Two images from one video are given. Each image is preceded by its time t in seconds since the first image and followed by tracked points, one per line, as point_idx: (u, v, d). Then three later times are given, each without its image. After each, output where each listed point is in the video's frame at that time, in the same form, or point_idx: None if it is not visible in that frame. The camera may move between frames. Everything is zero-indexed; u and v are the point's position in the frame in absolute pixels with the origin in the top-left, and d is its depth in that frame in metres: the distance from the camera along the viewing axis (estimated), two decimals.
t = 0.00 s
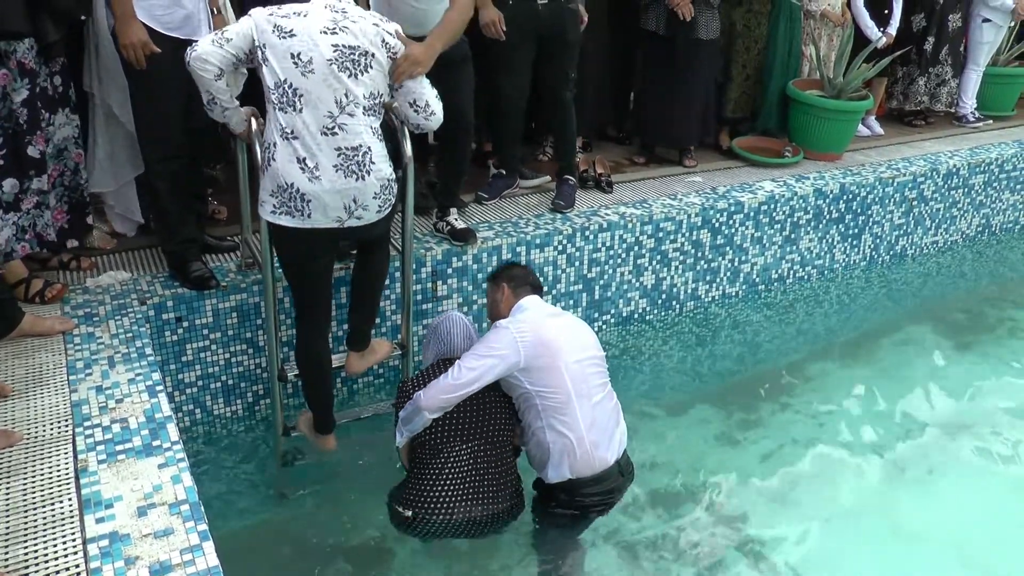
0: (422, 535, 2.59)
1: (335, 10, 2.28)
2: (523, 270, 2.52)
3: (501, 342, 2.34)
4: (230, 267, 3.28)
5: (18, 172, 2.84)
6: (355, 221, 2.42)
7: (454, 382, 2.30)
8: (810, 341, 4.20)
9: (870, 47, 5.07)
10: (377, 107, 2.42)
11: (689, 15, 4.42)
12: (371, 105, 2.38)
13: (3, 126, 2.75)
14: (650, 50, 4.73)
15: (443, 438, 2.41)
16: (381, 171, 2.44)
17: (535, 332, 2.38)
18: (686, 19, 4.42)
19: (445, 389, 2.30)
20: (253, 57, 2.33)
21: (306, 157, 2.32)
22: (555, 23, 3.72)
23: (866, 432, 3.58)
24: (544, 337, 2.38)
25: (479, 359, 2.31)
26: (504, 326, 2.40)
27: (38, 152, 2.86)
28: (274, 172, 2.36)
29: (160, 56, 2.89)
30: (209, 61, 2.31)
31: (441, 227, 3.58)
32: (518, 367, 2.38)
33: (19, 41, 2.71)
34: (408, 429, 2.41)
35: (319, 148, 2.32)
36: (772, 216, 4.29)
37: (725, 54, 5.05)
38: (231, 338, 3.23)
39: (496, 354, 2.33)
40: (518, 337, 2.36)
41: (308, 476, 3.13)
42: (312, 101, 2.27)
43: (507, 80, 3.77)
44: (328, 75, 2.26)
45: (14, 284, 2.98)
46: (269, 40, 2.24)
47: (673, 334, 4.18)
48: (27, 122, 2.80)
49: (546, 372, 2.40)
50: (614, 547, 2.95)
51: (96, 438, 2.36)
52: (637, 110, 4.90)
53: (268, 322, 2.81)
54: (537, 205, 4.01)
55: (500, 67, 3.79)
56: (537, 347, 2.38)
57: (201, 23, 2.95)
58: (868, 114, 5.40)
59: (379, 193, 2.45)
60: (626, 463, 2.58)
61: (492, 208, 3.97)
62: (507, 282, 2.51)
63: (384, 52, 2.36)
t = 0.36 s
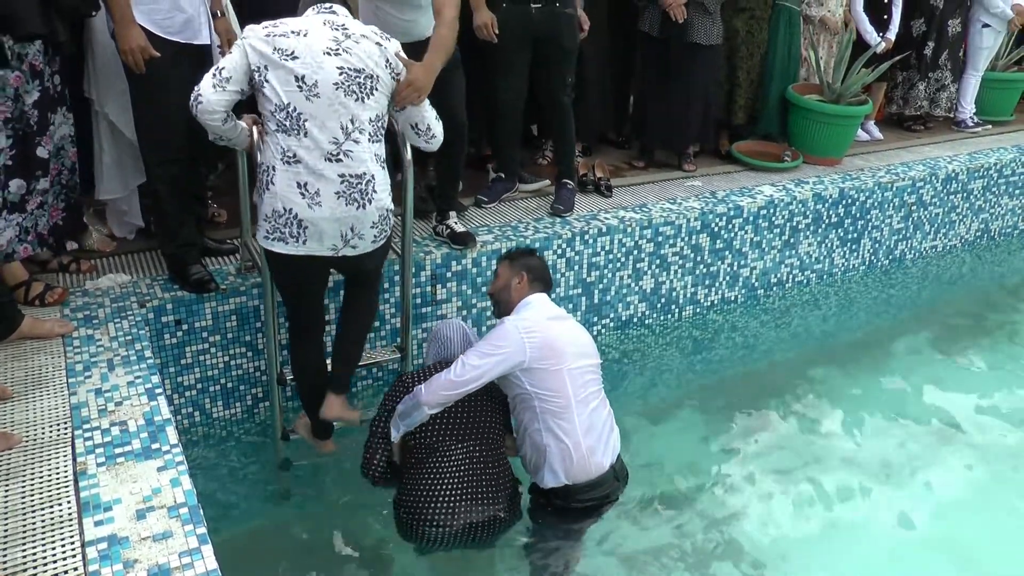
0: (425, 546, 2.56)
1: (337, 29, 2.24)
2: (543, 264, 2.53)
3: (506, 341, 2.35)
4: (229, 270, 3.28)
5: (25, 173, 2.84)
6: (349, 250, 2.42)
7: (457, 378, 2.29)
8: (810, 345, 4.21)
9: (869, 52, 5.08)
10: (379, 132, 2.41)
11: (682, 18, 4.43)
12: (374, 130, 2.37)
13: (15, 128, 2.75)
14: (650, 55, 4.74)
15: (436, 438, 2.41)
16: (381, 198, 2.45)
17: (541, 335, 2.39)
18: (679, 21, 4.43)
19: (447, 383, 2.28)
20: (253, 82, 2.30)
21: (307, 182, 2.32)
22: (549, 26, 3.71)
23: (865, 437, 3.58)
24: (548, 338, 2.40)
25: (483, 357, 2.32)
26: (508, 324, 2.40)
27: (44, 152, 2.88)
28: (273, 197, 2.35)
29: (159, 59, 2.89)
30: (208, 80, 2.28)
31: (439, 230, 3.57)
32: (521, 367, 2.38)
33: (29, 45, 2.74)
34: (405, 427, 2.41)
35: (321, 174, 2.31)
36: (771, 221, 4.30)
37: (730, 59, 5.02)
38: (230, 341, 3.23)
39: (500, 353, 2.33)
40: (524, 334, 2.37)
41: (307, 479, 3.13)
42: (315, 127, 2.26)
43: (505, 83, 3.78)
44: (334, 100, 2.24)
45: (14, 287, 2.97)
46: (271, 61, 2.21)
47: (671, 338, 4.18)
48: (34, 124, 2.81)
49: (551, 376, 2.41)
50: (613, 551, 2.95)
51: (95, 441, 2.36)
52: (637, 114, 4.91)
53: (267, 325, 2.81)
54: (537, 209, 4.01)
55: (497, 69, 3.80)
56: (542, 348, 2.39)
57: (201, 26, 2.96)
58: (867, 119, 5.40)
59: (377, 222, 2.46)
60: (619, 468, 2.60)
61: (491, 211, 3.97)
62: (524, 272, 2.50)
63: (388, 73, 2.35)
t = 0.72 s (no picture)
0: (430, 551, 2.58)
1: (348, 65, 2.22)
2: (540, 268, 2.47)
3: (501, 357, 2.31)
4: (232, 277, 3.28)
5: (34, 177, 2.86)
6: (353, 287, 2.41)
7: (448, 396, 2.30)
8: (813, 353, 4.21)
9: (871, 60, 5.08)
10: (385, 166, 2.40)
11: (683, 24, 4.44)
12: (382, 166, 2.36)
13: (25, 132, 2.79)
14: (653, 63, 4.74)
15: (434, 453, 2.41)
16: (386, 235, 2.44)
17: (539, 349, 2.34)
18: (678, 27, 4.45)
19: (437, 404, 2.32)
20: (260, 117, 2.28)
21: (314, 220, 2.31)
22: (552, 35, 3.72)
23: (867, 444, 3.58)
24: (546, 354, 2.35)
25: (477, 375, 2.30)
26: (506, 335, 2.35)
27: (54, 158, 2.89)
28: (279, 233, 2.35)
29: (162, 64, 2.90)
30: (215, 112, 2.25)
31: (442, 237, 3.57)
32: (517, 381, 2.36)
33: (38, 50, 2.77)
34: (403, 446, 2.41)
35: (328, 212, 2.31)
36: (774, 228, 4.30)
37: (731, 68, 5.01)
38: (232, 347, 3.23)
39: (496, 371, 2.30)
40: (520, 350, 2.33)
41: (309, 486, 3.13)
42: (325, 165, 2.25)
43: (507, 89, 3.79)
44: (345, 139, 2.23)
45: (19, 292, 2.99)
46: (281, 97, 2.19)
47: (674, 345, 4.18)
48: (45, 129, 2.84)
49: (547, 392, 2.39)
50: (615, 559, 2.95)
51: (97, 447, 2.36)
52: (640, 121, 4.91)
53: (270, 332, 2.81)
54: (540, 216, 4.01)
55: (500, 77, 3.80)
56: (539, 363, 2.35)
57: (204, 33, 2.98)
58: (870, 127, 5.41)
59: (383, 262, 2.45)
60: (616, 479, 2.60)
61: (494, 218, 3.98)
62: (523, 278, 2.43)
63: (396, 110, 2.32)
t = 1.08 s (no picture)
0: None
1: (370, 110, 2.22)
2: (530, 292, 2.47)
3: (500, 384, 2.30)
4: (244, 293, 3.29)
5: (57, 192, 2.96)
6: (379, 329, 2.43)
7: (451, 425, 2.31)
8: (825, 372, 4.19)
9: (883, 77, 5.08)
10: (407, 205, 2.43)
11: (694, 42, 4.46)
12: (405, 208, 2.38)
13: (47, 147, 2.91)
14: (664, 81, 4.75)
15: (446, 480, 2.41)
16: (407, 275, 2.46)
17: (540, 376, 2.32)
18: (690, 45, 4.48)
19: (447, 431, 2.32)
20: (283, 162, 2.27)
21: (343, 264, 2.32)
22: (566, 53, 3.73)
23: (880, 464, 3.56)
24: (547, 381, 2.33)
25: (479, 403, 2.30)
26: (509, 360, 2.34)
27: (77, 174, 2.99)
28: (307, 278, 2.35)
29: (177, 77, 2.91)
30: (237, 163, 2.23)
31: (454, 255, 3.57)
32: (518, 408, 2.34)
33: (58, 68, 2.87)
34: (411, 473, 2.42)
35: (356, 257, 2.32)
36: (785, 246, 4.29)
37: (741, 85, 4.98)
38: (243, 364, 3.23)
39: (495, 399, 2.30)
40: (519, 373, 2.31)
41: (320, 503, 3.12)
42: (354, 211, 2.26)
43: (517, 105, 3.79)
44: (373, 186, 2.25)
45: (32, 306, 2.99)
46: (307, 145, 2.19)
47: (686, 364, 4.16)
48: (68, 144, 2.95)
49: (549, 417, 2.35)
50: None
51: (109, 464, 2.36)
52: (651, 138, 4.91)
53: (282, 350, 2.82)
54: (551, 234, 4.01)
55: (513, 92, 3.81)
56: (539, 391, 2.33)
57: (219, 50, 2.99)
58: (881, 144, 5.40)
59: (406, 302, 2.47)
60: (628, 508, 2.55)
61: (506, 236, 3.98)
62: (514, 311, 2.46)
63: (417, 154, 2.34)
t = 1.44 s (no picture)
0: None
1: (431, 182, 2.32)
2: (571, 338, 2.52)
3: (550, 415, 2.33)
4: (287, 328, 3.33)
5: (115, 230, 3.07)
6: (439, 398, 2.51)
7: (504, 455, 2.29)
8: (869, 411, 4.14)
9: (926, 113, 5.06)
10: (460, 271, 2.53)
11: (731, 80, 4.48)
12: (461, 275, 2.49)
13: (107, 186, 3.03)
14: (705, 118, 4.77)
15: (490, 516, 2.36)
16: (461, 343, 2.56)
17: (589, 408, 2.34)
18: (727, 83, 4.51)
19: (498, 461, 2.29)
20: (345, 235, 2.35)
21: (406, 337, 2.40)
22: (605, 90, 3.76)
23: (927, 504, 3.50)
24: (596, 414, 2.34)
25: (531, 434, 2.31)
26: (558, 396, 2.38)
27: (134, 211, 3.11)
28: (369, 352, 2.42)
29: (223, 116, 2.98)
30: (296, 232, 2.35)
31: (495, 290, 3.59)
32: (567, 442, 2.36)
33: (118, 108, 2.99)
34: (456, 503, 2.38)
35: (418, 328, 2.40)
36: (827, 283, 4.26)
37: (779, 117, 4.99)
38: (285, 398, 3.26)
39: (546, 429, 2.31)
40: (568, 407, 2.34)
41: (360, 538, 3.12)
42: (417, 283, 2.36)
43: (562, 137, 3.84)
44: (435, 259, 2.35)
45: (83, 340, 3.06)
46: (371, 219, 2.28)
47: (728, 401, 4.13)
48: (126, 182, 3.06)
49: (599, 451, 2.36)
50: None
51: (153, 496, 2.39)
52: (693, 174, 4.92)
53: (324, 384, 2.84)
54: (592, 270, 4.02)
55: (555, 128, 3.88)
56: (588, 423, 2.34)
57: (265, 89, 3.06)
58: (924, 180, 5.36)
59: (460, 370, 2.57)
60: (676, 544, 2.51)
61: (547, 272, 3.99)
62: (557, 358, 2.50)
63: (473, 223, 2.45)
